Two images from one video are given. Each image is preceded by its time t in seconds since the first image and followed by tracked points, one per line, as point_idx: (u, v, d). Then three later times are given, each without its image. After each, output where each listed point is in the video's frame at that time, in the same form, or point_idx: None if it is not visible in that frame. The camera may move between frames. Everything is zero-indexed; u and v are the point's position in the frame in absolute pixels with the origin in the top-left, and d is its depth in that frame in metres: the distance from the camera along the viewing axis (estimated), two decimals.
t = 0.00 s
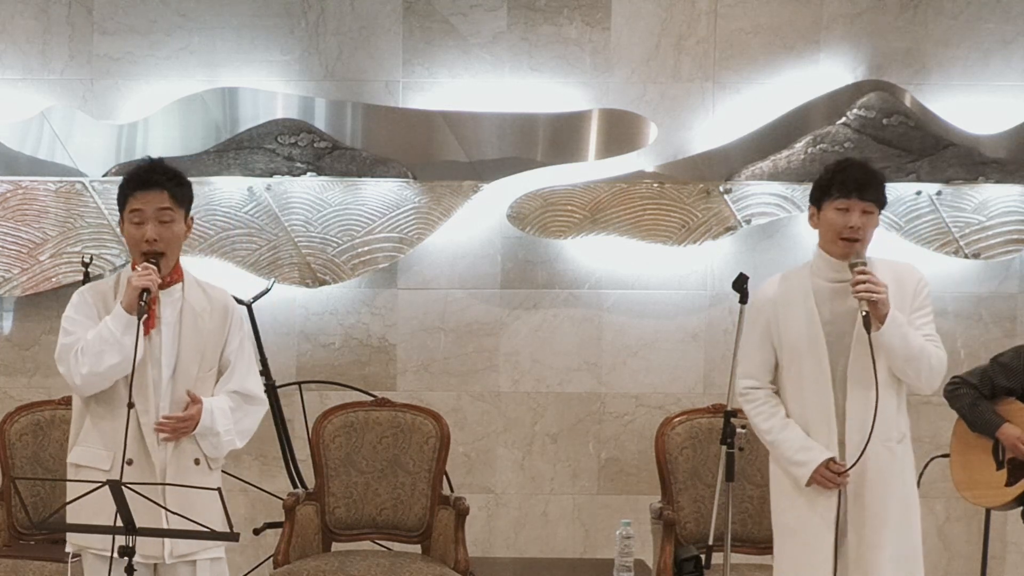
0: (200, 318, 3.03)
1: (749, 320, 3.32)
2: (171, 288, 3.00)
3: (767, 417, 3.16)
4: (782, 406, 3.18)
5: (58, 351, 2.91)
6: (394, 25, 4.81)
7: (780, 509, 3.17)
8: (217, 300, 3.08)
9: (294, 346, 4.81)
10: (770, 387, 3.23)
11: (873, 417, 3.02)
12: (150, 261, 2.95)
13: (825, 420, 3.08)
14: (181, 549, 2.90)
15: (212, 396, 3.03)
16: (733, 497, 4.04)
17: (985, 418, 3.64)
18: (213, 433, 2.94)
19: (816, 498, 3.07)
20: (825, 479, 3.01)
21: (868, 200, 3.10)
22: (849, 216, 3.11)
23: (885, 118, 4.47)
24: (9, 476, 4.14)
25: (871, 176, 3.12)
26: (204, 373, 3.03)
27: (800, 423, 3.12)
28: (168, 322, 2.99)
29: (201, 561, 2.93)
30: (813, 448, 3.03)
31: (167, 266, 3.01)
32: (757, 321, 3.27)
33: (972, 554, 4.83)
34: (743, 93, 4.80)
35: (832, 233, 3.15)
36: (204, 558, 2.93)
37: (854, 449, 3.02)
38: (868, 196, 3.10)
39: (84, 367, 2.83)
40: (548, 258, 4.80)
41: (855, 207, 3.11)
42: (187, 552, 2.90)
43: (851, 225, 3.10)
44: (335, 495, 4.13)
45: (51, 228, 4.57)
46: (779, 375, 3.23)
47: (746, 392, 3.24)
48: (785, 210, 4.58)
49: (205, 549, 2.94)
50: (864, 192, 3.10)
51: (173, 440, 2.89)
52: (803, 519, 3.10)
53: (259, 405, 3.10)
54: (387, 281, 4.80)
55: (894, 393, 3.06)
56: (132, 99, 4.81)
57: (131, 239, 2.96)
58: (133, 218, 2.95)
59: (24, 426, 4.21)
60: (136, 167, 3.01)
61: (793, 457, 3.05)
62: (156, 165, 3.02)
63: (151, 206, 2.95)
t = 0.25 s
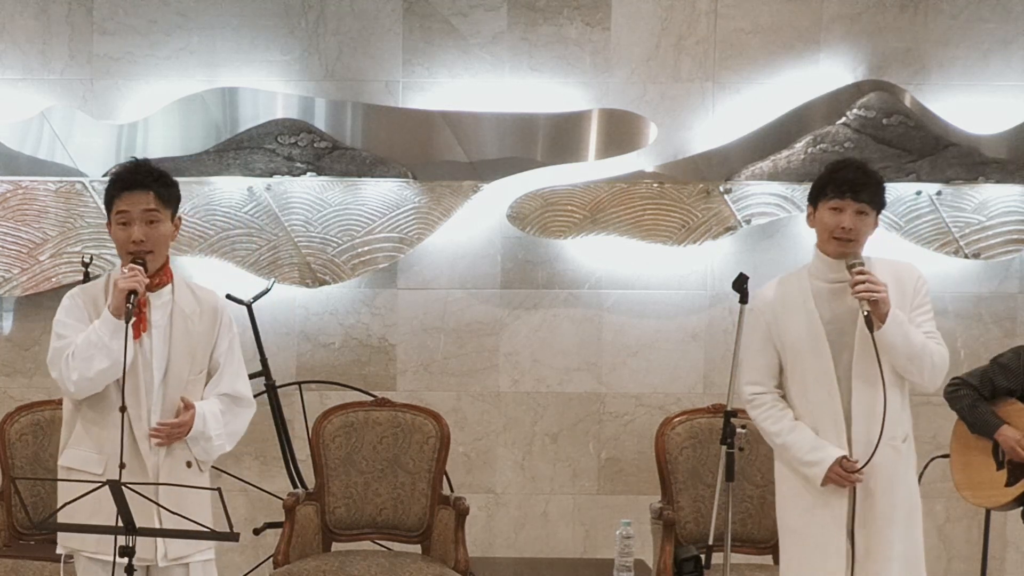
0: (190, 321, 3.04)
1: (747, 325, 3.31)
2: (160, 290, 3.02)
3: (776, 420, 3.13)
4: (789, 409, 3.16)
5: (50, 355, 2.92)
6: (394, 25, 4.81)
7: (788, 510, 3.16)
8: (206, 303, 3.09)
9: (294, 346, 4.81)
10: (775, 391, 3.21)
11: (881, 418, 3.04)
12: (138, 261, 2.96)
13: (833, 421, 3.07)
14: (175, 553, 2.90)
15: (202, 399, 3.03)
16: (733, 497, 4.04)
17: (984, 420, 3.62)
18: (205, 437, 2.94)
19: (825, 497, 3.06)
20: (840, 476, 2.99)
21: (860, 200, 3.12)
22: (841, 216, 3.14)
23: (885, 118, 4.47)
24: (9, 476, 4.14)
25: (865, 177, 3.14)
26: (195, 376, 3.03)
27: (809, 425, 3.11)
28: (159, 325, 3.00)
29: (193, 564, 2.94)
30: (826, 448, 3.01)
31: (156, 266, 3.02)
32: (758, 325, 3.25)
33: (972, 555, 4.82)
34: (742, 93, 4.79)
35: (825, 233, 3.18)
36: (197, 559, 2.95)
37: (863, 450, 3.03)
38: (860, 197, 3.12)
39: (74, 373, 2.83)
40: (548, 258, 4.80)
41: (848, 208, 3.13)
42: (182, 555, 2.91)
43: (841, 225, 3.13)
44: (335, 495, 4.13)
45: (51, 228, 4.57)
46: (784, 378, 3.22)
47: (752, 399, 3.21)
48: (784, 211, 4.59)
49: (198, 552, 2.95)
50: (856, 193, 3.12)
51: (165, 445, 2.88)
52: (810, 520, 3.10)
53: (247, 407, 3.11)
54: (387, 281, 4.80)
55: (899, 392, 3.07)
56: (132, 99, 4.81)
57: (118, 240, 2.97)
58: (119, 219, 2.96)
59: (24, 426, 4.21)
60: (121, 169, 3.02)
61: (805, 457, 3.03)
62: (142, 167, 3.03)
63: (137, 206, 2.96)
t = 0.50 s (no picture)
0: (183, 321, 3.04)
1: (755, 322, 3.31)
2: (152, 289, 3.03)
3: (781, 417, 3.13)
4: (795, 408, 3.16)
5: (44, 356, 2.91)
6: (394, 25, 4.81)
7: (791, 507, 3.17)
8: (199, 302, 3.09)
9: (294, 346, 4.81)
10: (781, 388, 3.21)
11: (888, 414, 3.03)
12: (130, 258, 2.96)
13: (838, 418, 3.07)
14: (171, 553, 2.90)
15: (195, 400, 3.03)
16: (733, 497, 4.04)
17: (986, 419, 3.67)
18: (200, 438, 2.94)
19: (830, 494, 3.06)
20: (844, 472, 2.99)
21: (869, 198, 3.08)
22: (850, 214, 3.10)
23: (885, 118, 4.47)
24: (9, 476, 4.14)
25: (873, 174, 3.09)
26: (188, 376, 3.03)
27: (815, 422, 3.10)
28: (152, 325, 3.00)
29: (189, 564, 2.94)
30: (830, 444, 3.02)
31: (148, 264, 3.03)
32: (765, 321, 3.26)
33: (972, 555, 4.82)
34: (742, 93, 4.80)
35: (834, 230, 3.15)
36: (192, 559, 2.95)
37: (869, 445, 3.02)
38: (869, 194, 3.07)
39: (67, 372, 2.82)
40: (548, 258, 4.80)
41: (857, 205, 3.09)
42: (178, 555, 2.91)
43: (851, 223, 3.10)
44: (335, 495, 4.13)
45: (51, 228, 4.57)
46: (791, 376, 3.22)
47: (758, 394, 3.21)
48: (785, 211, 4.58)
49: (193, 552, 2.95)
50: (865, 191, 3.08)
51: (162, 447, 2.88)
52: (814, 517, 3.10)
53: (240, 406, 3.11)
54: (387, 281, 4.80)
55: (902, 390, 3.07)
56: (132, 99, 4.81)
57: (110, 237, 2.97)
58: (111, 216, 2.96)
59: (24, 426, 4.21)
60: (113, 167, 3.02)
61: (809, 452, 3.03)
62: (133, 164, 3.03)
63: (129, 203, 2.96)
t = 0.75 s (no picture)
0: (177, 320, 3.04)
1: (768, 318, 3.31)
2: (145, 288, 3.02)
3: (789, 411, 3.14)
4: (803, 402, 3.16)
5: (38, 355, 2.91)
6: (394, 25, 4.80)
7: (795, 504, 3.17)
8: (193, 300, 3.09)
9: (294, 346, 4.81)
10: (791, 382, 3.21)
11: (890, 413, 3.03)
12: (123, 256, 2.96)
13: (846, 414, 3.06)
14: (170, 552, 2.90)
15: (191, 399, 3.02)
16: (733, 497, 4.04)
17: (988, 417, 3.71)
18: (196, 438, 2.93)
19: (834, 489, 3.07)
20: (849, 466, 2.99)
21: (889, 197, 3.07)
22: (869, 212, 3.09)
23: (885, 118, 4.48)
24: (9, 476, 4.14)
25: (893, 173, 3.09)
26: (183, 374, 3.02)
27: (823, 417, 3.10)
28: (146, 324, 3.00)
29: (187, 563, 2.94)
30: (836, 438, 3.02)
31: (141, 263, 3.02)
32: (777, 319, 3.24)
33: (972, 555, 4.82)
34: (742, 93, 4.80)
35: (852, 228, 3.13)
36: (191, 559, 2.96)
37: (871, 443, 3.03)
38: (889, 193, 3.07)
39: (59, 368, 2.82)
40: (547, 258, 4.80)
41: (876, 204, 3.08)
42: (177, 554, 2.91)
43: (870, 221, 3.09)
44: (335, 495, 4.13)
45: (51, 228, 4.57)
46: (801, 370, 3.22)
47: (767, 387, 3.22)
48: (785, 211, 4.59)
49: (191, 551, 2.95)
50: (885, 189, 3.07)
51: (161, 447, 2.87)
52: (817, 515, 3.10)
53: (237, 404, 3.09)
54: (387, 281, 4.80)
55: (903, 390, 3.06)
56: (132, 99, 4.81)
57: (103, 235, 2.96)
58: (105, 213, 2.96)
59: (24, 426, 4.21)
60: (108, 166, 3.03)
61: (814, 446, 3.04)
62: (128, 163, 3.03)
63: (123, 200, 2.96)
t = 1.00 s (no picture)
0: (177, 318, 3.04)
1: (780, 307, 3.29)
2: (143, 287, 3.01)
3: (795, 405, 3.14)
4: (809, 397, 3.16)
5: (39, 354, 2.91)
6: (394, 25, 4.80)
7: (797, 502, 3.17)
8: (193, 298, 3.09)
9: (294, 346, 4.81)
10: (797, 377, 3.21)
11: (890, 412, 3.03)
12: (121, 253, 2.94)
13: (850, 411, 3.07)
14: (173, 550, 2.90)
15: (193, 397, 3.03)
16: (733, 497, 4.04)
17: (989, 416, 3.71)
18: (199, 437, 2.95)
19: (837, 486, 3.07)
20: (851, 463, 3.00)
21: (901, 199, 3.05)
22: (881, 214, 3.08)
23: (886, 118, 4.48)
24: (9, 476, 4.14)
25: (908, 174, 3.07)
26: (185, 372, 3.03)
27: (828, 414, 3.11)
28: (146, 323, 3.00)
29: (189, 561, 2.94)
30: (840, 434, 3.03)
31: (139, 261, 3.01)
32: (789, 309, 3.23)
33: (972, 555, 4.82)
34: (742, 93, 4.80)
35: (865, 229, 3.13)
36: (193, 557, 2.96)
37: (872, 442, 3.02)
38: (901, 195, 3.05)
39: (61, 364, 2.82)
40: (547, 258, 4.79)
41: (889, 205, 3.07)
42: (179, 552, 2.91)
43: (881, 223, 3.07)
44: (335, 495, 4.13)
45: (51, 228, 4.57)
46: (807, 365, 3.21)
47: (772, 381, 3.22)
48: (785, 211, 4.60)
49: (193, 549, 2.95)
50: (898, 191, 3.05)
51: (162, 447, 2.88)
52: (819, 514, 3.10)
53: (237, 401, 3.12)
54: (387, 281, 4.80)
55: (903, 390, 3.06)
56: (132, 99, 4.82)
57: (100, 234, 2.95)
58: (101, 212, 2.95)
59: (24, 426, 4.21)
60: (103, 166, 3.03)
61: (817, 442, 3.04)
62: (123, 162, 3.03)
63: (120, 199, 2.95)
